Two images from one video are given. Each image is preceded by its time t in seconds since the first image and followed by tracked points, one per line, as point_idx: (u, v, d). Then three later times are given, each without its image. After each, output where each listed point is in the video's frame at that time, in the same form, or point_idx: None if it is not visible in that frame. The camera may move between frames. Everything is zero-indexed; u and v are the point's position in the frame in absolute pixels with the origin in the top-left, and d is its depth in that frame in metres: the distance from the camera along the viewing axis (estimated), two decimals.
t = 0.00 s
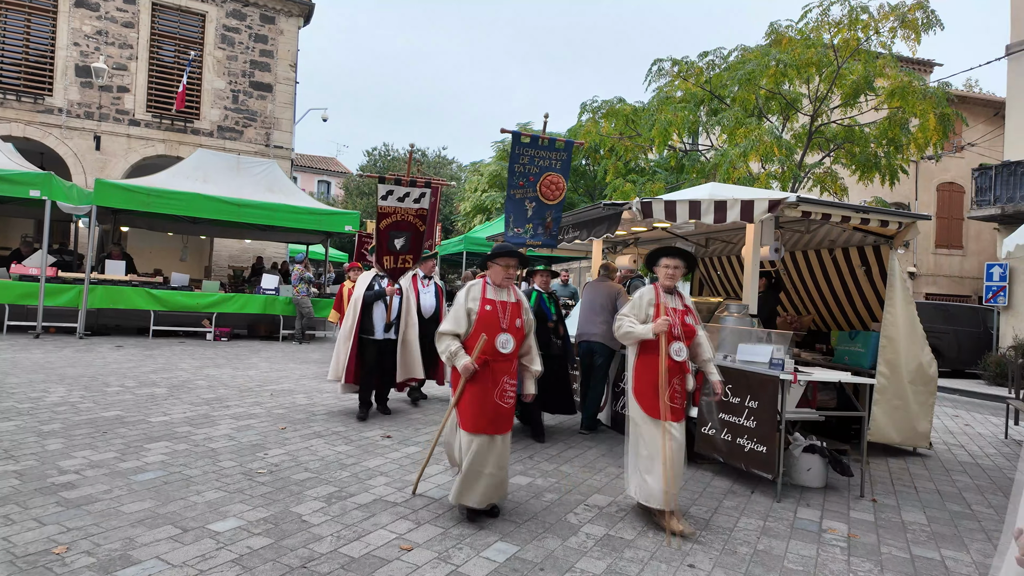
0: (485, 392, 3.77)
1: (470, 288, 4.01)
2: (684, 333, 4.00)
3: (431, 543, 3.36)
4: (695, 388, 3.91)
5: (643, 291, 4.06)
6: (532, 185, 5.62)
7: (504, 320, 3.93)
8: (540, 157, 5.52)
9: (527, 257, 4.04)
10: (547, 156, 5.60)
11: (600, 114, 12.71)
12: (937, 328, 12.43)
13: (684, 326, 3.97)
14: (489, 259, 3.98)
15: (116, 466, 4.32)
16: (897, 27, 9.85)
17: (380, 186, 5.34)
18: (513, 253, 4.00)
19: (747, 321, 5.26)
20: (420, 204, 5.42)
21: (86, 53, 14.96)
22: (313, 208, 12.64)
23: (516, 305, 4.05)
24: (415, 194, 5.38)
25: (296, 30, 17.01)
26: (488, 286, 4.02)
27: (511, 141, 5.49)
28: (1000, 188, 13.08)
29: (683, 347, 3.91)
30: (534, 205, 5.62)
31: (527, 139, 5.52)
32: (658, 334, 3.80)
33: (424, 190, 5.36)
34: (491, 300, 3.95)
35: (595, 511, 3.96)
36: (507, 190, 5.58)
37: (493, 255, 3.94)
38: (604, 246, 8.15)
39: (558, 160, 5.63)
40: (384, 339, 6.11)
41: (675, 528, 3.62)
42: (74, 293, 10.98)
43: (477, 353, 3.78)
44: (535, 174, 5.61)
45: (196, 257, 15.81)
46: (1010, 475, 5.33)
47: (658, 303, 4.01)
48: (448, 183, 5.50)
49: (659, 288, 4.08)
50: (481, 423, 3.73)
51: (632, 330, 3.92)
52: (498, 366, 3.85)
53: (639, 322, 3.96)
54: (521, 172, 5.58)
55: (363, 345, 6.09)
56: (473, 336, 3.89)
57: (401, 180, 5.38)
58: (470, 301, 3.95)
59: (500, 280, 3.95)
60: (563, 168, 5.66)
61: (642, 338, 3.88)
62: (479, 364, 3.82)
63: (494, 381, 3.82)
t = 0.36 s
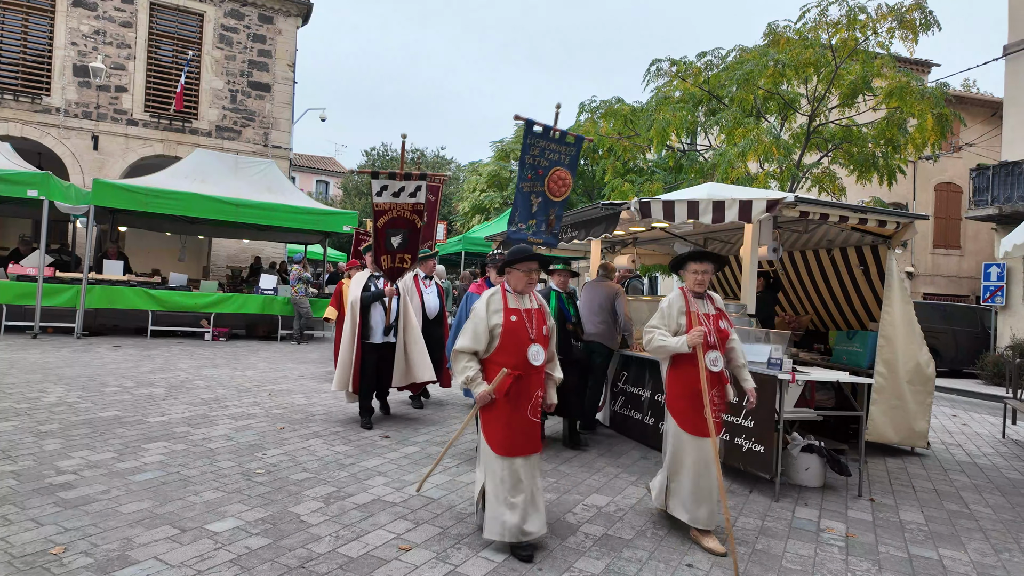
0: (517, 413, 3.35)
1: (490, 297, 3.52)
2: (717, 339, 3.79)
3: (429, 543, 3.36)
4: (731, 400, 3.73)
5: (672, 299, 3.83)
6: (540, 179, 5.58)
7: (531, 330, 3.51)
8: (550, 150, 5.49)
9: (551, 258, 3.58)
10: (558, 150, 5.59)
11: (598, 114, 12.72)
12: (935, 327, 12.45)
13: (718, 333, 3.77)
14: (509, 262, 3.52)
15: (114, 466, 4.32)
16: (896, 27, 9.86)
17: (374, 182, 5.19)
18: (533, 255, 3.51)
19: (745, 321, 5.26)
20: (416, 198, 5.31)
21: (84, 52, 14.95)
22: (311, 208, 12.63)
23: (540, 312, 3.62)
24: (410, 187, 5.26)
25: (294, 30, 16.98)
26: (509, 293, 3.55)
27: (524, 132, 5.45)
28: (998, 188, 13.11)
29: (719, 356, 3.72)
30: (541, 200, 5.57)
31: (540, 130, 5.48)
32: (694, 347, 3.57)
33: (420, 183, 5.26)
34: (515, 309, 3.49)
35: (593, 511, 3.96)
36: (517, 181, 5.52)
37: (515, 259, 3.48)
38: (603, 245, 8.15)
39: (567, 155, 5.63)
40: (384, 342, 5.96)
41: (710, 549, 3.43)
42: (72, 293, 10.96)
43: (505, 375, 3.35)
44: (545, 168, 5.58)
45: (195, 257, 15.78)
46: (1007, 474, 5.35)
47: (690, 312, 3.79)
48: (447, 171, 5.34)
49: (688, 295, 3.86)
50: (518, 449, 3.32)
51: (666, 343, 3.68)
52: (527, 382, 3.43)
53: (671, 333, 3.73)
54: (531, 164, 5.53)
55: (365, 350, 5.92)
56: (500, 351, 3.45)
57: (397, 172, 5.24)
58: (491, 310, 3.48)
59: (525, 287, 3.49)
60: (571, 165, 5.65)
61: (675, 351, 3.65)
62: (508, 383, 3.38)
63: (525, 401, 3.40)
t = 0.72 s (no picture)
0: (540, 417, 3.25)
1: (513, 293, 3.45)
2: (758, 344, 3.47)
3: (428, 543, 3.36)
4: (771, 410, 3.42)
5: (708, 300, 3.50)
6: (559, 176, 5.54)
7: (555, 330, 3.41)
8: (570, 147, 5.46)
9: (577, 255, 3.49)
10: (578, 146, 5.56)
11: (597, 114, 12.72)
12: (933, 327, 12.47)
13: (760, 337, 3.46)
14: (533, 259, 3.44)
15: (111, 467, 4.31)
16: (894, 28, 9.88)
17: (378, 179, 5.27)
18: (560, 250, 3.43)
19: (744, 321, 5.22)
20: (420, 196, 5.34)
21: (82, 52, 14.93)
22: (310, 208, 12.62)
23: (565, 312, 3.53)
24: (414, 185, 5.30)
25: (292, 30, 16.96)
26: (533, 290, 3.47)
27: (546, 127, 5.40)
28: (995, 188, 13.14)
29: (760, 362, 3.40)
30: (559, 199, 5.52)
31: (561, 126, 5.45)
32: (741, 352, 3.25)
33: (425, 181, 5.30)
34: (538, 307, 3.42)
35: (591, 511, 3.96)
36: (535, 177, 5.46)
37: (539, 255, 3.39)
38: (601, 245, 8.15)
39: (586, 152, 5.61)
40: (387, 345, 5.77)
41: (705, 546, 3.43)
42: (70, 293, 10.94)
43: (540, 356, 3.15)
44: (564, 165, 5.54)
45: (192, 257, 15.77)
46: (1004, 473, 5.37)
47: (729, 314, 3.48)
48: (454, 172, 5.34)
49: (723, 296, 3.54)
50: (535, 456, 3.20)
51: (708, 346, 3.33)
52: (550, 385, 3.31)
53: (712, 337, 3.40)
54: (550, 161, 5.49)
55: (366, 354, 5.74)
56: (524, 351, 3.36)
57: (402, 171, 5.31)
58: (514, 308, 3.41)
59: (549, 284, 3.40)
60: (589, 162, 5.63)
61: (717, 357, 3.32)
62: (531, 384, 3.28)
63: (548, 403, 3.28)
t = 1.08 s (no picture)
0: (579, 437, 2.95)
1: (554, 297, 3.17)
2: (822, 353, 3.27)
3: (426, 544, 3.36)
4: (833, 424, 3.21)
5: (767, 304, 3.29)
6: (586, 167, 5.40)
7: (599, 341, 3.10)
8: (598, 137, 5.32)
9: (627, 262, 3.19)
10: (604, 136, 5.44)
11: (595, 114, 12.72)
12: (931, 327, 12.48)
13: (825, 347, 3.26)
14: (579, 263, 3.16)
15: (108, 468, 4.30)
16: (891, 28, 9.89)
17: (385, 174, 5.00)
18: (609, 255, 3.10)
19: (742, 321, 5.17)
20: (431, 191, 5.08)
21: (79, 52, 14.90)
22: (308, 208, 12.61)
23: (609, 322, 3.23)
24: (423, 180, 5.04)
25: (290, 29, 16.93)
26: (577, 295, 3.18)
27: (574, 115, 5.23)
28: (992, 188, 13.16)
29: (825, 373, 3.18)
30: (584, 191, 5.39)
31: (590, 114, 5.29)
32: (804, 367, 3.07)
33: (435, 175, 5.02)
34: (581, 314, 3.12)
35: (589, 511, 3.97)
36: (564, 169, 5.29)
37: (587, 258, 3.10)
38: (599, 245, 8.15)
39: (611, 142, 5.50)
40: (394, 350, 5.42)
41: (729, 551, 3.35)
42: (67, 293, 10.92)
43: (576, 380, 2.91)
44: (590, 156, 5.42)
45: (190, 257, 15.75)
46: (1001, 473, 5.38)
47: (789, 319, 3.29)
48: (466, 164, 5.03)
49: (783, 300, 3.32)
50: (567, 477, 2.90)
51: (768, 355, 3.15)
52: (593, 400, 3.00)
53: (771, 346, 3.20)
54: (578, 150, 5.31)
55: (372, 358, 5.42)
56: (562, 362, 3.06)
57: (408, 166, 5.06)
58: (555, 314, 3.13)
59: (594, 290, 3.10)
60: (613, 153, 5.53)
61: (777, 368, 3.13)
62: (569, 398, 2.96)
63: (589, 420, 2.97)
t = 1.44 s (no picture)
0: (628, 449, 2.83)
1: (594, 300, 2.89)
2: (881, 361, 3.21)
3: (424, 543, 3.36)
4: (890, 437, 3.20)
5: (824, 312, 3.21)
6: (607, 164, 5.26)
7: (643, 345, 2.91)
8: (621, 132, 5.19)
9: (665, 259, 3.01)
10: (625, 132, 5.33)
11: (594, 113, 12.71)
12: (929, 327, 12.50)
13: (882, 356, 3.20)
14: (619, 261, 2.95)
15: (106, 468, 4.29)
16: (889, 28, 9.90)
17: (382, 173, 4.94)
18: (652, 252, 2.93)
19: (739, 321, 5.24)
20: (432, 188, 4.91)
21: (77, 52, 14.87)
22: (306, 208, 12.60)
23: (650, 323, 3.03)
24: (422, 178, 4.90)
25: (288, 29, 16.92)
26: (616, 296, 2.95)
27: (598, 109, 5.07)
28: (990, 188, 13.17)
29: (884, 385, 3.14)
30: (606, 190, 5.28)
31: (613, 108, 5.14)
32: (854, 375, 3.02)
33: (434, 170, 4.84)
34: (624, 318, 2.90)
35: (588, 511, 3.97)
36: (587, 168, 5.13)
37: (629, 256, 2.90)
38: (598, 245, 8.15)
39: (632, 139, 5.40)
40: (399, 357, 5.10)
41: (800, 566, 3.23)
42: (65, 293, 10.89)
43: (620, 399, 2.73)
44: (612, 152, 5.28)
45: (189, 258, 15.74)
46: (999, 472, 5.39)
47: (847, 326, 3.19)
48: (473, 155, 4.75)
49: (842, 308, 3.23)
50: (616, 494, 2.77)
51: (816, 364, 3.10)
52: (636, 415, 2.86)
53: (821, 354, 3.16)
54: (600, 147, 5.18)
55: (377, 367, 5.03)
56: (604, 372, 2.84)
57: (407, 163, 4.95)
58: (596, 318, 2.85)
59: (636, 291, 2.90)
60: (633, 149, 5.43)
61: (828, 376, 3.09)
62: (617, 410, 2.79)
63: (635, 435, 2.85)
